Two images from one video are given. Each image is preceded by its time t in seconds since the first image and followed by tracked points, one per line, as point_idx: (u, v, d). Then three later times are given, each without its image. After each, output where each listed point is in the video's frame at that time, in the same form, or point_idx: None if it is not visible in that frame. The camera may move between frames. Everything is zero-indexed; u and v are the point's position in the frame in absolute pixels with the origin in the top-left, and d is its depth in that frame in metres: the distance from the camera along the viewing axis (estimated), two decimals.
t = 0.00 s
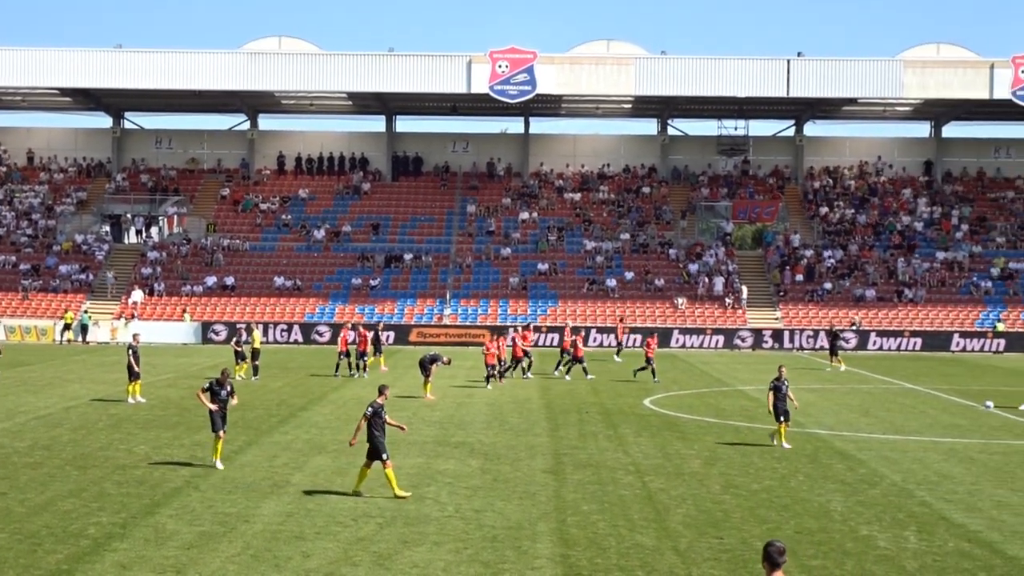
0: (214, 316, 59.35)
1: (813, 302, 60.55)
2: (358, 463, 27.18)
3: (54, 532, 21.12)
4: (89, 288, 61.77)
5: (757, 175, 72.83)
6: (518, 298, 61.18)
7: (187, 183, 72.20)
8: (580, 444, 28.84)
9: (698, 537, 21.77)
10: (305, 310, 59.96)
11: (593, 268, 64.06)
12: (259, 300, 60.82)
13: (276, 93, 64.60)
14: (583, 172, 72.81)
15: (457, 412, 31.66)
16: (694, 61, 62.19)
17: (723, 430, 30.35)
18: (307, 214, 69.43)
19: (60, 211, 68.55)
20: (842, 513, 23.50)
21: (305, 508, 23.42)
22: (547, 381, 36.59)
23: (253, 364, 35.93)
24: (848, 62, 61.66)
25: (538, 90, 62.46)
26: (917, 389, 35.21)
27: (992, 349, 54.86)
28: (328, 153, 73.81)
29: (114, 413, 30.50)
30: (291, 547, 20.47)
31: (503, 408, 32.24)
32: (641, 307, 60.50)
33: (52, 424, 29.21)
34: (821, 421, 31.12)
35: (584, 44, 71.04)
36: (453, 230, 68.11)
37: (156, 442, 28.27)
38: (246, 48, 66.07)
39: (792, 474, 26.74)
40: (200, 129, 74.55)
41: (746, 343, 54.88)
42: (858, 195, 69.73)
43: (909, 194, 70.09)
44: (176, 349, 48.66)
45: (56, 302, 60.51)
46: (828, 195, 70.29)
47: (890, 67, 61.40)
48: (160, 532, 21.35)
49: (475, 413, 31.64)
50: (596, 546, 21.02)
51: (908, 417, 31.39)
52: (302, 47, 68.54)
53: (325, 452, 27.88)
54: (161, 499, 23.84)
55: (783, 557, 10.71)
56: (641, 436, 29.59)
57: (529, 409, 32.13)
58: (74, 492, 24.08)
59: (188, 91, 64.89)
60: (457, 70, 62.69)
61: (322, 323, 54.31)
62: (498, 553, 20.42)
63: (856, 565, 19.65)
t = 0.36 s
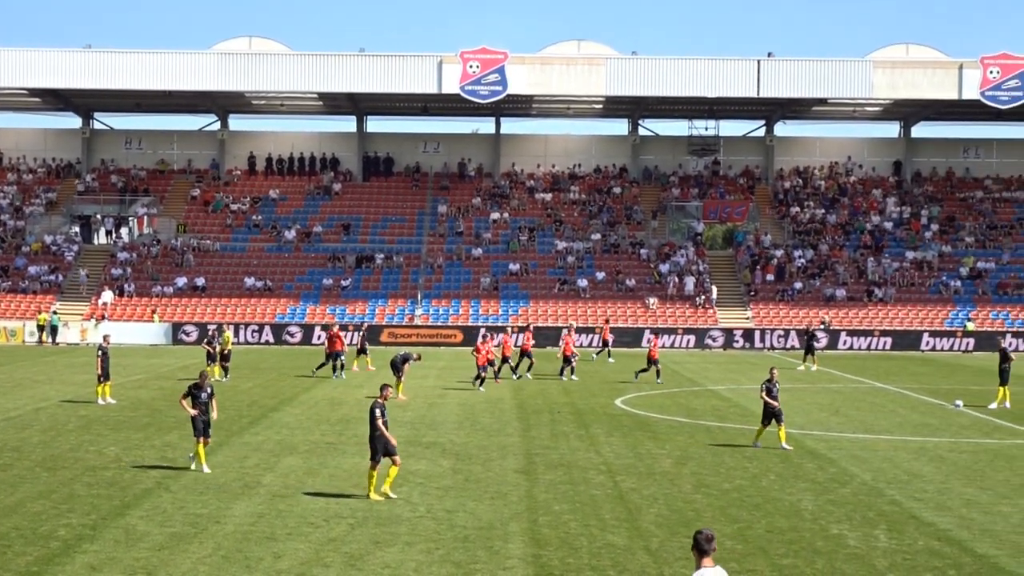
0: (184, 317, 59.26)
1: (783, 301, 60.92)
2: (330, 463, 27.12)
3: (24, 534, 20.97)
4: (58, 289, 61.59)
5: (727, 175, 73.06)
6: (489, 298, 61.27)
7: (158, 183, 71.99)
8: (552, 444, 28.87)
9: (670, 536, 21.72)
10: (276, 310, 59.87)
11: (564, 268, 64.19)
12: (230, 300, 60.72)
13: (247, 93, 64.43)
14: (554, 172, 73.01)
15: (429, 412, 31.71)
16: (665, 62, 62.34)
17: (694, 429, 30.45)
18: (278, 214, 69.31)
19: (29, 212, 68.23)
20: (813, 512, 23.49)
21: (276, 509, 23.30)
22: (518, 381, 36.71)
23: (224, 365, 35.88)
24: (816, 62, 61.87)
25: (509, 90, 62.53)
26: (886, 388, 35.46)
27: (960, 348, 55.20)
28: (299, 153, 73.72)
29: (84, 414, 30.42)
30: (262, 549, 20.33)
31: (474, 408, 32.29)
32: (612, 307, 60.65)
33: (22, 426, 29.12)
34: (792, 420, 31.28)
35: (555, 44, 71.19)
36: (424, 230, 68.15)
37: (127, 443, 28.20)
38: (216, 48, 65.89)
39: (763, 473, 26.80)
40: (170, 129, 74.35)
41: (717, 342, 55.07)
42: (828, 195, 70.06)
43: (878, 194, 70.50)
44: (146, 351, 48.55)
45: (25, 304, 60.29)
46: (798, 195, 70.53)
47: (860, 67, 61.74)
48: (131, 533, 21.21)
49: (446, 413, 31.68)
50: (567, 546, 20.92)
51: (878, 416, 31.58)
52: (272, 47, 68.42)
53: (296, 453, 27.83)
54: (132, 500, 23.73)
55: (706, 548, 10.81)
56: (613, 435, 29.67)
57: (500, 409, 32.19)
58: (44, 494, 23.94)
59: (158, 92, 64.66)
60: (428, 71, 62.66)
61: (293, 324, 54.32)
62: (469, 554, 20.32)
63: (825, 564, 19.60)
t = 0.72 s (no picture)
0: (159, 320, 59.17)
1: (759, 303, 61.15)
2: (306, 466, 27.00)
3: None
4: (32, 291, 61.29)
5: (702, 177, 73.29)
6: (466, 300, 61.23)
7: (133, 185, 71.78)
8: (528, 446, 28.84)
9: (647, 537, 21.63)
10: (251, 313, 59.75)
11: (541, 270, 64.25)
12: (205, 303, 60.63)
13: (222, 95, 64.29)
14: (530, 173, 73.10)
15: (405, 415, 31.72)
16: (642, 65, 62.54)
17: (671, 431, 30.49)
18: (254, 216, 69.08)
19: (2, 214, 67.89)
20: (789, 513, 23.44)
21: (252, 512, 23.16)
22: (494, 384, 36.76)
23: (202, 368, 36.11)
24: (793, 65, 62.38)
25: (486, 92, 62.52)
26: (861, 390, 35.63)
27: (935, 350, 55.55)
28: (274, 155, 73.67)
29: (58, 417, 30.26)
30: (238, 552, 20.17)
31: (450, 410, 32.28)
32: (589, 309, 60.69)
33: None
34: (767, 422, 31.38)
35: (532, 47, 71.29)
36: (400, 232, 68.15)
37: (101, 446, 28.04)
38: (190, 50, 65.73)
39: (738, 475, 26.80)
40: (145, 130, 74.19)
41: (694, 344, 55.17)
42: (804, 198, 70.27)
43: (853, 197, 70.76)
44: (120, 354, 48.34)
45: None
46: (774, 197, 70.69)
47: (835, 70, 62.08)
48: (106, 537, 21.03)
49: (422, 415, 31.67)
50: (544, 549, 20.81)
51: (853, 418, 31.69)
52: (248, 49, 68.35)
53: (272, 456, 27.73)
54: (107, 503, 23.55)
55: (632, 550, 10.79)
56: (589, 438, 29.68)
57: (476, 411, 32.18)
58: (17, 497, 23.74)
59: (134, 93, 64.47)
60: (405, 73, 62.66)
61: (269, 326, 54.23)
62: (446, 556, 20.21)
63: (801, 565, 19.55)
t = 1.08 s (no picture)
0: (136, 322, 59.04)
1: (737, 306, 61.33)
2: (283, 468, 26.94)
3: None
4: (9, 293, 61.06)
5: (680, 180, 73.48)
6: (444, 303, 61.19)
7: (110, 187, 71.64)
8: (506, 449, 28.84)
9: (625, 539, 21.62)
10: (229, 315, 59.66)
11: (519, 272, 64.32)
12: (182, 305, 60.49)
13: (200, 97, 64.15)
14: (510, 176, 73.18)
15: (383, 418, 31.75)
16: (622, 67, 62.66)
17: (648, 434, 30.55)
18: (232, 218, 68.93)
19: None
20: (766, 516, 23.46)
21: (229, 514, 23.09)
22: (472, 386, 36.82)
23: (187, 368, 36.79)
24: (769, 68, 62.55)
25: (465, 95, 62.54)
26: (838, 392, 35.77)
27: (912, 353, 55.84)
28: (252, 157, 73.61)
29: (34, 420, 30.15)
30: (216, 554, 20.09)
31: (428, 413, 32.30)
32: (568, 312, 60.74)
33: None
34: (745, 425, 31.44)
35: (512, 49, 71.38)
36: (378, 235, 68.14)
37: (77, 448, 27.94)
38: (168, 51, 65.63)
39: (716, 477, 26.81)
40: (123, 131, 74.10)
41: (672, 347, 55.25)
42: (782, 201, 70.44)
43: (831, 200, 70.93)
44: (98, 355, 48.23)
45: None
46: (752, 200, 70.83)
47: (813, 74, 62.31)
48: (82, 539, 20.94)
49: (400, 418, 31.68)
50: (521, 551, 20.78)
51: (830, 420, 31.78)
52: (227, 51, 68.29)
53: (249, 458, 27.69)
54: (83, 506, 23.45)
55: (561, 549, 10.72)
56: (567, 440, 29.71)
57: (454, 414, 32.20)
58: None
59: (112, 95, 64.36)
60: (383, 75, 62.68)
61: (247, 329, 54.22)
62: (423, 559, 20.16)
63: (778, 568, 19.56)
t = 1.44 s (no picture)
0: (117, 322, 58.90)
1: (720, 307, 61.50)
2: (266, 469, 26.90)
3: None
4: None
5: (663, 180, 73.60)
6: (427, 303, 61.24)
7: (92, 188, 71.52)
8: (489, 449, 28.84)
9: (609, 539, 21.63)
10: (212, 316, 59.60)
11: (502, 273, 64.36)
12: (165, 306, 60.37)
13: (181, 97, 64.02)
14: (493, 176, 73.19)
15: (366, 419, 31.74)
16: (607, 68, 62.69)
17: (632, 434, 30.57)
18: (214, 219, 68.85)
19: None
20: (749, 516, 23.48)
21: (212, 515, 23.04)
22: (456, 387, 36.85)
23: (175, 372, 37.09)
24: (752, 68, 62.64)
25: (448, 95, 62.62)
26: (820, 393, 35.87)
27: (895, 353, 55.96)
28: (235, 157, 73.52)
29: (16, 421, 30.07)
30: (199, 556, 20.05)
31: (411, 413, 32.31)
32: (552, 313, 60.80)
33: None
34: (728, 425, 31.48)
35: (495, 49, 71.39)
36: (361, 235, 68.14)
37: (59, 450, 27.87)
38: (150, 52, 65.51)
39: (699, 477, 26.82)
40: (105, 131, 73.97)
41: (656, 347, 55.34)
42: (765, 201, 70.56)
43: (814, 200, 71.00)
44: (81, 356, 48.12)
45: None
46: (735, 201, 70.95)
47: (796, 74, 62.41)
48: (64, 541, 20.88)
49: (383, 419, 31.67)
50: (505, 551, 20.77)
51: (813, 420, 31.85)
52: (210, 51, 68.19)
53: (232, 459, 27.65)
54: (66, 507, 23.38)
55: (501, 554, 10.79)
56: (550, 441, 29.72)
57: (438, 414, 32.20)
58: None
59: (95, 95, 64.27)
60: (366, 75, 62.65)
61: (230, 330, 54.20)
62: (406, 560, 20.13)
63: (761, 568, 19.58)
